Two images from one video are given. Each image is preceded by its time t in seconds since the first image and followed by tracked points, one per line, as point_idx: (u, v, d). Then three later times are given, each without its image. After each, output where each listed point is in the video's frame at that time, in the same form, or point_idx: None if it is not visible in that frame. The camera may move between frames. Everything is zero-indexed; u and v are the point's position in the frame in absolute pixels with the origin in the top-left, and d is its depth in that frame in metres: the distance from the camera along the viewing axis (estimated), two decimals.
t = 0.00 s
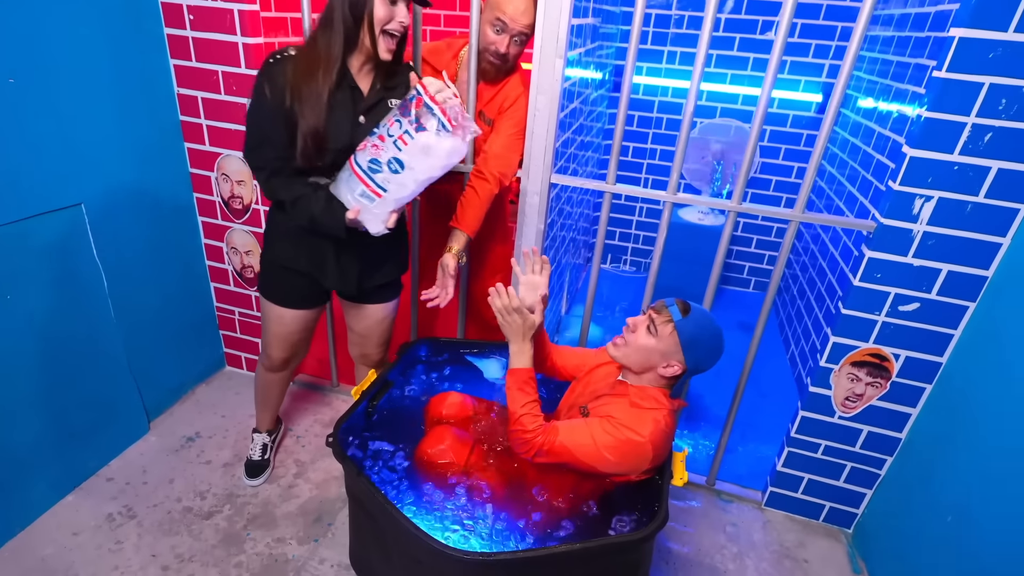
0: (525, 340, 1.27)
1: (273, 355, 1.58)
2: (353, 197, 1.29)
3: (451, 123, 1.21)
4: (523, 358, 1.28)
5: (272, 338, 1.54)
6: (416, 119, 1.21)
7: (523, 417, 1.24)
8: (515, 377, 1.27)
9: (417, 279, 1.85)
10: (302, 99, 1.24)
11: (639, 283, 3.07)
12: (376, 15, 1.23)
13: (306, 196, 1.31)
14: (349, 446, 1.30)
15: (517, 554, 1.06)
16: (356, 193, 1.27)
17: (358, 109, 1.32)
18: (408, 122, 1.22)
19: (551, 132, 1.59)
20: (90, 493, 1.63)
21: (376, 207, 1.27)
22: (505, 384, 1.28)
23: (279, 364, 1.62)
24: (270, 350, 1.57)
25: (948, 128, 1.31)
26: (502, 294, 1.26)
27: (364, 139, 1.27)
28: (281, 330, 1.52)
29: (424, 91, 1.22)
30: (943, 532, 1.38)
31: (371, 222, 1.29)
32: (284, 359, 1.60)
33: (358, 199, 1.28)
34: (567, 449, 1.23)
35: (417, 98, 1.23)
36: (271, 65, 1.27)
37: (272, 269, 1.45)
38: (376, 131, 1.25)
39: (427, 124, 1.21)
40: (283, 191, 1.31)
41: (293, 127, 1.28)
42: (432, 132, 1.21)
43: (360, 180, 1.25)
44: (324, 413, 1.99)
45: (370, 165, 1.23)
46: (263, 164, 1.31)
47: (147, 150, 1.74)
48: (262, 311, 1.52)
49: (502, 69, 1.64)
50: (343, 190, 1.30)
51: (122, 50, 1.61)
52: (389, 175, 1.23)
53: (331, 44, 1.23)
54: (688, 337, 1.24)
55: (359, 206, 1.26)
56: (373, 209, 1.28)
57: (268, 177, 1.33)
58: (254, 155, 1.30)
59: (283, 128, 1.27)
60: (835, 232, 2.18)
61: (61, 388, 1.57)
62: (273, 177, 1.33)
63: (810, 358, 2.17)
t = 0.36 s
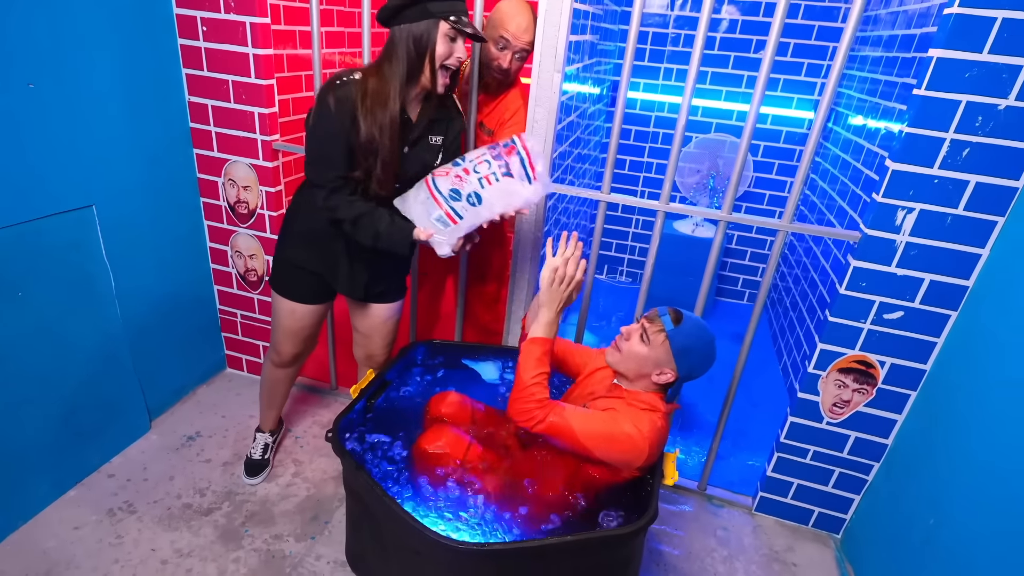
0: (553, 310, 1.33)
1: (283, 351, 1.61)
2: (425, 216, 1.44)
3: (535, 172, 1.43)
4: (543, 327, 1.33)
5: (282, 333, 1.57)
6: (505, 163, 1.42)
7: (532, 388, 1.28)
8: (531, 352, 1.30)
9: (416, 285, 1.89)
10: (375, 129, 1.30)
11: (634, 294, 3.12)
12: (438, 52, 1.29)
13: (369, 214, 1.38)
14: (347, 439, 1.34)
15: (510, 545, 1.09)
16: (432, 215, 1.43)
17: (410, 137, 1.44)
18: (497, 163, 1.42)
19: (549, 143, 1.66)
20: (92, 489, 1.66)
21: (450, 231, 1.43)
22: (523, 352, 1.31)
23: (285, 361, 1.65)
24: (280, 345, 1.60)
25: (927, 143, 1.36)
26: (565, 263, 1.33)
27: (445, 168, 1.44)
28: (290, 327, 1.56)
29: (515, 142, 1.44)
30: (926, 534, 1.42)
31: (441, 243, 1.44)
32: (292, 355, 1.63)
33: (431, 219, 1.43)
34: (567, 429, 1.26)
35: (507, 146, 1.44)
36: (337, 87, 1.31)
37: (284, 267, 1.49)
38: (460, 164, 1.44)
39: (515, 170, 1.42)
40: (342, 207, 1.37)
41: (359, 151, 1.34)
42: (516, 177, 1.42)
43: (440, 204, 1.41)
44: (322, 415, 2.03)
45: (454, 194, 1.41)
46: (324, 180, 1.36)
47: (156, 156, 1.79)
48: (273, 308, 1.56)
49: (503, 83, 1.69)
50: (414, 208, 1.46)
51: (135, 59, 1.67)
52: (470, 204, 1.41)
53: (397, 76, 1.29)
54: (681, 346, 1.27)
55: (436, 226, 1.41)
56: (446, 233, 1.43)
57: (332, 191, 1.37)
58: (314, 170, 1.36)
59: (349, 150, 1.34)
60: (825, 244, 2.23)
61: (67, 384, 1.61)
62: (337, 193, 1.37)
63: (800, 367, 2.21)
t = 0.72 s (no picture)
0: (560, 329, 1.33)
1: (283, 348, 1.62)
2: (462, 257, 1.47)
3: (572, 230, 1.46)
4: (549, 340, 1.32)
5: (282, 330, 1.58)
6: (541, 217, 1.45)
7: (531, 400, 1.28)
8: (533, 365, 1.30)
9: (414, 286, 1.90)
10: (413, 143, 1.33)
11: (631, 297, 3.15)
12: (470, 70, 1.32)
13: (407, 242, 1.38)
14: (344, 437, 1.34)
15: (507, 541, 1.10)
16: (469, 256, 1.46)
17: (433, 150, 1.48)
18: (534, 216, 1.44)
19: (547, 146, 1.67)
20: (89, 486, 1.66)
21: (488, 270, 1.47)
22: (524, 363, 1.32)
23: (286, 359, 1.66)
24: (280, 344, 1.61)
25: (920, 147, 1.38)
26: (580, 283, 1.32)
27: (482, 211, 1.48)
28: (290, 326, 1.58)
29: (554, 199, 1.47)
30: (919, 534, 1.43)
31: (481, 282, 1.47)
32: (293, 354, 1.64)
33: (468, 260, 1.47)
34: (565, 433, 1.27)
35: (545, 200, 1.47)
36: (375, 100, 1.30)
37: (290, 262, 1.49)
38: (495, 209, 1.47)
39: (552, 226, 1.45)
40: (381, 231, 1.36)
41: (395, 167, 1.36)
42: (551, 233, 1.45)
43: (478, 247, 1.45)
44: (320, 415, 2.03)
45: (491, 237, 1.45)
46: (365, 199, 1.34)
47: (157, 155, 1.80)
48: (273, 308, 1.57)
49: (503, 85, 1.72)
50: (449, 246, 1.49)
51: (138, 60, 1.68)
52: (507, 247, 1.45)
53: (429, 88, 1.31)
54: (616, 327, 1.30)
55: (475, 269, 1.45)
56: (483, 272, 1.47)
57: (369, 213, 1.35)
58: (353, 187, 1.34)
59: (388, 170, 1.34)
60: (821, 247, 2.25)
61: (66, 381, 1.61)
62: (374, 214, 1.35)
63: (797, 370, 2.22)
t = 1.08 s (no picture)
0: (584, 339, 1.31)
1: (277, 350, 1.61)
2: (450, 290, 1.47)
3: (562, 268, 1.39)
4: (570, 352, 1.31)
5: (277, 334, 1.57)
6: (528, 256, 1.38)
7: (537, 405, 1.29)
8: (547, 370, 1.31)
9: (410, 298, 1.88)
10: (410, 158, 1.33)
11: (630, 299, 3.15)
12: (468, 84, 1.32)
13: (400, 262, 1.37)
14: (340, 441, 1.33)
15: (506, 543, 1.09)
16: (457, 291, 1.46)
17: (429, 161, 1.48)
18: (520, 255, 1.38)
19: (545, 146, 1.66)
20: (85, 491, 1.65)
21: (478, 302, 1.48)
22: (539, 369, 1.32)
23: (282, 361, 1.65)
24: (275, 347, 1.60)
25: (921, 145, 1.37)
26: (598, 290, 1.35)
27: (469, 245, 1.43)
28: (286, 329, 1.56)
29: (542, 236, 1.38)
30: (921, 536, 1.41)
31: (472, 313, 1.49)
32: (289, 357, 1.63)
33: (455, 295, 1.46)
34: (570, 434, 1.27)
35: (533, 237, 1.38)
36: (373, 117, 1.26)
37: (284, 267, 1.48)
38: (482, 244, 1.41)
39: (540, 264, 1.39)
40: (375, 250, 1.34)
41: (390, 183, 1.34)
42: (538, 271, 1.40)
43: (465, 284, 1.44)
44: (317, 419, 2.01)
45: (478, 274, 1.42)
46: (361, 217, 1.32)
47: (152, 158, 1.79)
48: (269, 312, 1.55)
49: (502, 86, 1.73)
50: (437, 277, 1.48)
51: (133, 62, 1.67)
52: (493, 282, 1.44)
53: (428, 101, 1.30)
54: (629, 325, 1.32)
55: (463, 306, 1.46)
56: (472, 305, 1.48)
57: (362, 230, 1.33)
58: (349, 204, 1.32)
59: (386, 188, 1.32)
60: (821, 248, 2.24)
61: (61, 385, 1.60)
62: (367, 232, 1.33)
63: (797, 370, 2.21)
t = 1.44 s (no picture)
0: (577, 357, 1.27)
1: (269, 357, 1.57)
2: (413, 278, 1.41)
3: (501, 218, 1.34)
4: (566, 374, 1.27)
5: (267, 337, 1.53)
6: (467, 218, 1.33)
7: (537, 424, 1.25)
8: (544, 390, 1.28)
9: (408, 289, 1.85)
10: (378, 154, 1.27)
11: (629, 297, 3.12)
12: (439, 75, 1.27)
13: (366, 259, 1.33)
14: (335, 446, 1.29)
15: (505, 552, 1.05)
16: (418, 277, 1.41)
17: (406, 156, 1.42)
18: (461, 220, 1.34)
19: (540, 141, 1.62)
20: (74, 502, 1.60)
21: (445, 282, 1.43)
22: (537, 392, 1.29)
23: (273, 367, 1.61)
24: (266, 351, 1.56)
25: (926, 133, 1.34)
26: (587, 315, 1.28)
27: (413, 226, 1.39)
28: (277, 332, 1.52)
29: (476, 194, 1.33)
30: (933, 534, 1.37)
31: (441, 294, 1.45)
32: (280, 362, 1.59)
33: (419, 281, 1.41)
34: (575, 443, 1.23)
35: (466, 198, 1.34)
36: (338, 111, 1.23)
37: (265, 270, 1.46)
38: (424, 219, 1.37)
39: (481, 223, 1.34)
40: (340, 247, 1.31)
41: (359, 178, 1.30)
42: (483, 229, 1.35)
43: (423, 266, 1.38)
44: (312, 423, 1.97)
45: (429, 252, 1.37)
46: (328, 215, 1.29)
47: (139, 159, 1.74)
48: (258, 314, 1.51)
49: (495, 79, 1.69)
50: (396, 270, 1.42)
51: (118, 61, 1.63)
52: (446, 256, 1.38)
53: (397, 93, 1.24)
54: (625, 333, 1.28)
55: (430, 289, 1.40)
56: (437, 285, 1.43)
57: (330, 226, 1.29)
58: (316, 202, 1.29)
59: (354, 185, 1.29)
60: (822, 241, 2.20)
61: (48, 394, 1.55)
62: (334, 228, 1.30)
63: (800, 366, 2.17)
